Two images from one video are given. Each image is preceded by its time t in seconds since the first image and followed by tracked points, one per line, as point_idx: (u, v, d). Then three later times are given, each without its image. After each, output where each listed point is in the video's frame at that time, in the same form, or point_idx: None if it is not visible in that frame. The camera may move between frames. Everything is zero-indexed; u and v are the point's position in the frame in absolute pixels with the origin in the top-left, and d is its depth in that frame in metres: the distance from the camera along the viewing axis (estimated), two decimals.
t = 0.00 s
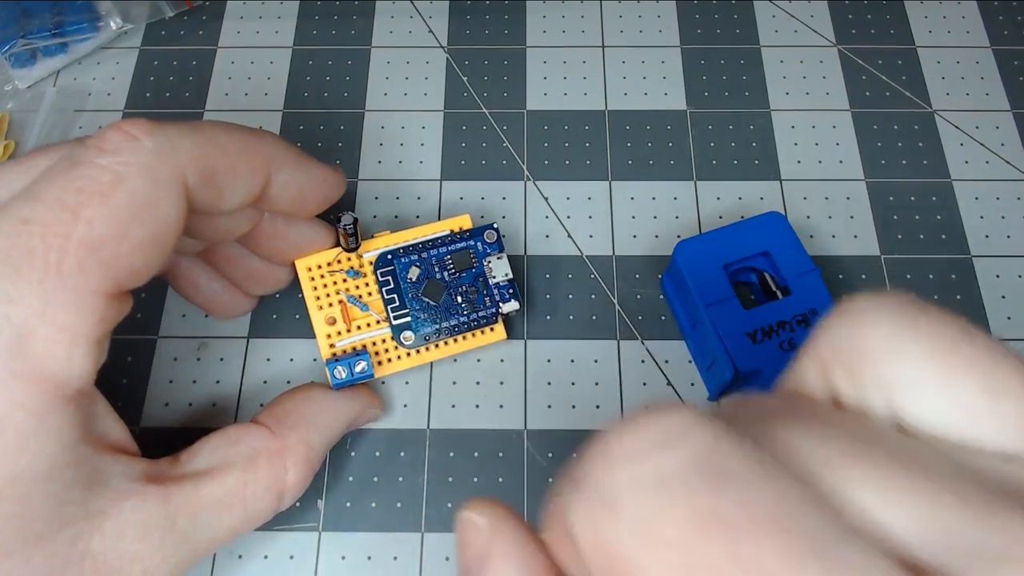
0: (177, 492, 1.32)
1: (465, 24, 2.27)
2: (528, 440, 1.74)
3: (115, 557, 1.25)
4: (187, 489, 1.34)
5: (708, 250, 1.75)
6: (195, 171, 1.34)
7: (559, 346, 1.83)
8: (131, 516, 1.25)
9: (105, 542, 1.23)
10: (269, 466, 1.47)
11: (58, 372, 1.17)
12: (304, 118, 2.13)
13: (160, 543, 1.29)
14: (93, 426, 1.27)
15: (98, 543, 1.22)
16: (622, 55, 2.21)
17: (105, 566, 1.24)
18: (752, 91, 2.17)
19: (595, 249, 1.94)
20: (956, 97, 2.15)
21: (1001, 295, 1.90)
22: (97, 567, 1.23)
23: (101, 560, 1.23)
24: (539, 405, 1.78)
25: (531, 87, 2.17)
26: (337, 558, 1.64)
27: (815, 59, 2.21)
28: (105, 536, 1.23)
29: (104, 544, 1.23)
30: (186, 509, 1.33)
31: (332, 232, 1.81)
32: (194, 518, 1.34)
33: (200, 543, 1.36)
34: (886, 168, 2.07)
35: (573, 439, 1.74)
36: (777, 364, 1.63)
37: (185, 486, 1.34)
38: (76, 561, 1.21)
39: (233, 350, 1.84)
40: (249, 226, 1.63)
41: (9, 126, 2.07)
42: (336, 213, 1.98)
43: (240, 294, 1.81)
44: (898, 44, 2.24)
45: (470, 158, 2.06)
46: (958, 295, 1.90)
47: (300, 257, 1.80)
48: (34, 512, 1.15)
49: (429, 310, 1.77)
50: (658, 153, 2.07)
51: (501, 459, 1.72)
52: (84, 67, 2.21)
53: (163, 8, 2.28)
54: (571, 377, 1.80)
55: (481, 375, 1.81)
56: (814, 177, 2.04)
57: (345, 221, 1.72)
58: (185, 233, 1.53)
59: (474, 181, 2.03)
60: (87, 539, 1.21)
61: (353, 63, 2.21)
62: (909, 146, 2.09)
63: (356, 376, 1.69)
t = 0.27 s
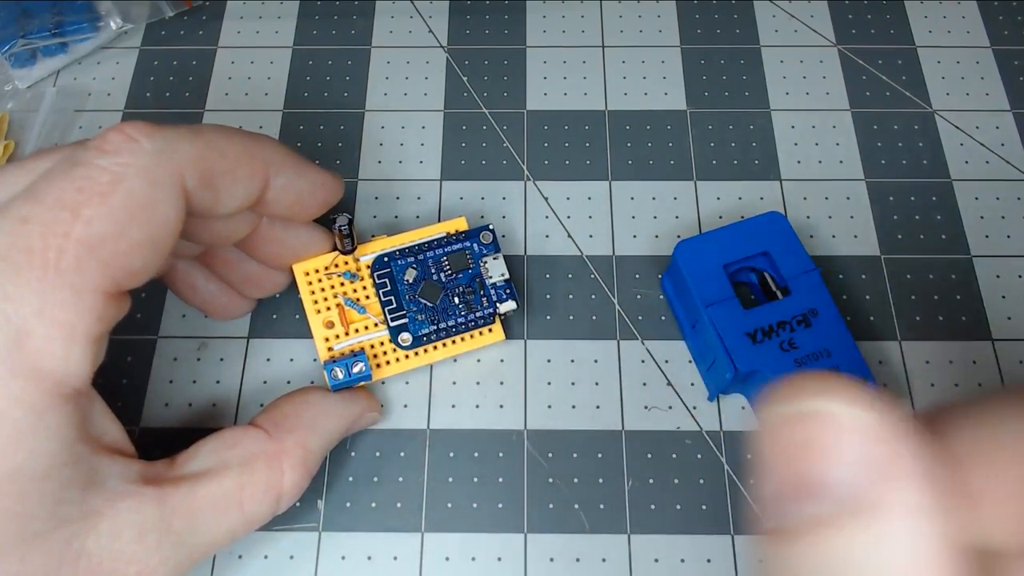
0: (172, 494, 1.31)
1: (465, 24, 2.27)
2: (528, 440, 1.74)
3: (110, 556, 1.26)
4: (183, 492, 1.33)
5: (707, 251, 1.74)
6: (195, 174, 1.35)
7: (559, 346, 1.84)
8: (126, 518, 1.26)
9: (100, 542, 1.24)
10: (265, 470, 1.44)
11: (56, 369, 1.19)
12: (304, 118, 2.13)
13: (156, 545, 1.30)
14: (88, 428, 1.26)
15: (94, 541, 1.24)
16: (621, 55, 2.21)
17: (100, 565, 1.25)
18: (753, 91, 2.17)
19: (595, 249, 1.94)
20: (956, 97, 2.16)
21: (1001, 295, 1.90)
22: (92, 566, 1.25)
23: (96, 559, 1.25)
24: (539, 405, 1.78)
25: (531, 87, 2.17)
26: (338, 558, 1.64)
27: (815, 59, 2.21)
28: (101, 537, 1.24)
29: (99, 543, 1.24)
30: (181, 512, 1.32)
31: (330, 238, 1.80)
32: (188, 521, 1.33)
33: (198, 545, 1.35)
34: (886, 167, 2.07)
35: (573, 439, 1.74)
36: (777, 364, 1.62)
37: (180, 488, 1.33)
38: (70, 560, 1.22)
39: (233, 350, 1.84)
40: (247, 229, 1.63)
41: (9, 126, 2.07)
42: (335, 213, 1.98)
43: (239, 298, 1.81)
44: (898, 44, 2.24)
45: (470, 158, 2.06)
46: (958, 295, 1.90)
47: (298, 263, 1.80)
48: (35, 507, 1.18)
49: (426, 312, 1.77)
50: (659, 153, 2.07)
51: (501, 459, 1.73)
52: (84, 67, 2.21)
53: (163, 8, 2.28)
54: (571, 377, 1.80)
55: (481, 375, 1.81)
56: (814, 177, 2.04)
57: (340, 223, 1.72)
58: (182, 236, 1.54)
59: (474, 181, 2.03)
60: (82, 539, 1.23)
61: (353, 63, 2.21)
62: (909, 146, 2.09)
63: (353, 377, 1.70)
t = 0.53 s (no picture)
0: (164, 485, 1.28)
1: (465, 24, 2.27)
2: (528, 440, 1.74)
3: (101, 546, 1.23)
4: (175, 484, 1.29)
5: (707, 251, 1.75)
6: (195, 171, 1.36)
7: (559, 346, 1.83)
8: (118, 508, 1.23)
9: (91, 531, 1.22)
10: (259, 463, 1.40)
11: (53, 354, 1.19)
12: (303, 118, 2.13)
13: (147, 536, 1.26)
14: (82, 416, 1.25)
15: (86, 531, 1.21)
16: (621, 55, 2.22)
17: (91, 555, 1.23)
18: (753, 91, 2.17)
19: (595, 249, 1.94)
20: (956, 97, 2.16)
21: (1001, 295, 1.90)
22: (83, 557, 1.22)
23: (87, 550, 1.22)
24: (539, 405, 1.78)
25: (531, 87, 2.17)
26: (337, 558, 1.64)
27: (815, 59, 2.21)
28: (91, 526, 1.22)
29: (91, 533, 1.22)
30: (172, 504, 1.28)
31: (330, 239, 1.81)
32: (180, 512, 1.29)
33: (190, 539, 1.31)
34: (886, 167, 2.07)
35: (573, 439, 1.74)
36: (777, 363, 1.62)
37: (173, 480, 1.30)
38: (60, 552, 1.20)
39: (233, 350, 1.84)
40: (248, 229, 1.64)
41: (9, 125, 2.07)
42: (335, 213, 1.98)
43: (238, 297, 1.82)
44: (898, 44, 2.24)
45: (470, 158, 2.06)
46: (958, 296, 1.90)
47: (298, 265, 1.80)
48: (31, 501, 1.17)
49: (424, 310, 1.76)
50: (659, 153, 2.07)
51: (501, 459, 1.72)
52: (84, 67, 2.21)
53: (163, 8, 2.28)
54: (571, 377, 1.80)
55: (480, 375, 1.81)
56: (814, 177, 2.04)
57: (336, 220, 1.72)
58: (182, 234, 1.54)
59: (474, 181, 2.03)
60: (74, 529, 1.21)
61: (353, 63, 2.21)
62: (909, 146, 2.09)
63: (352, 374, 1.68)
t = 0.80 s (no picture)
0: (153, 482, 1.28)
1: (465, 24, 2.27)
2: (528, 439, 1.74)
3: (87, 538, 1.22)
4: (165, 480, 1.29)
5: (707, 251, 1.74)
6: (200, 156, 1.37)
7: (559, 346, 1.83)
8: (106, 499, 1.23)
9: (77, 522, 1.22)
10: (251, 461, 1.38)
11: (60, 332, 1.20)
12: (303, 117, 2.13)
13: (134, 531, 1.25)
14: (81, 403, 1.26)
15: (73, 519, 1.21)
16: (622, 55, 2.22)
17: (77, 546, 1.22)
18: (752, 91, 2.17)
19: (596, 249, 1.94)
20: (956, 97, 2.16)
21: (1001, 295, 1.90)
22: (67, 544, 1.22)
23: (73, 539, 1.22)
24: (539, 405, 1.78)
25: (531, 87, 2.17)
26: (337, 558, 1.64)
27: (815, 59, 2.21)
28: (79, 514, 1.22)
29: (78, 523, 1.21)
30: (160, 501, 1.27)
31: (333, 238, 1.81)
32: (169, 509, 1.28)
33: (178, 538, 1.30)
34: (886, 167, 2.07)
35: (573, 439, 1.74)
36: (777, 361, 1.62)
37: (163, 478, 1.29)
38: (46, 536, 1.20)
39: (232, 350, 1.84)
40: (253, 223, 1.64)
41: (9, 125, 2.07)
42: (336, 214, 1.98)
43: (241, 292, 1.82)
44: (898, 44, 2.25)
45: (470, 158, 2.06)
46: (958, 296, 1.90)
47: (302, 262, 1.81)
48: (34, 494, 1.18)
49: (422, 318, 1.75)
50: (659, 153, 2.07)
51: (501, 459, 1.72)
52: (83, 66, 2.21)
53: (163, 8, 2.28)
54: (571, 377, 1.80)
55: (481, 376, 1.81)
56: (814, 177, 2.04)
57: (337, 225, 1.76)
58: (185, 226, 1.54)
59: (474, 181, 2.03)
60: (60, 515, 1.20)
61: (353, 63, 2.21)
62: (909, 146, 2.09)
63: (342, 372, 1.67)
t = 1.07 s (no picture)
0: (154, 484, 1.28)
1: (465, 24, 2.27)
2: (528, 440, 1.74)
3: (89, 540, 1.22)
4: (166, 483, 1.29)
5: (707, 251, 1.75)
6: (204, 159, 1.37)
7: (559, 346, 1.83)
8: (107, 502, 1.23)
9: (79, 525, 1.21)
10: (252, 463, 1.38)
11: (62, 337, 1.20)
12: (303, 117, 2.12)
13: (136, 533, 1.25)
14: (84, 406, 1.26)
15: (75, 522, 1.21)
16: (622, 55, 2.22)
17: (78, 548, 1.22)
18: (752, 91, 2.17)
19: (596, 249, 1.94)
20: (956, 97, 2.16)
21: (1001, 295, 1.90)
22: (68, 548, 1.21)
23: (75, 542, 1.21)
24: (539, 405, 1.78)
25: (531, 87, 2.17)
26: (337, 558, 1.64)
27: (815, 59, 2.21)
28: (80, 517, 1.22)
29: (79, 525, 1.21)
30: (161, 503, 1.27)
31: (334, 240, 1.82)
32: (170, 511, 1.28)
33: (179, 541, 1.30)
34: (886, 167, 2.07)
35: (573, 439, 1.74)
36: (776, 362, 1.62)
37: (163, 480, 1.29)
38: (47, 539, 1.20)
39: (232, 350, 1.84)
40: (255, 226, 1.64)
41: (9, 125, 2.07)
42: (336, 214, 1.98)
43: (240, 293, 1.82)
44: (898, 44, 2.25)
45: (470, 158, 2.06)
46: (958, 296, 1.90)
47: (303, 266, 1.81)
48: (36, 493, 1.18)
49: (422, 318, 1.75)
50: (659, 153, 2.07)
51: (501, 459, 1.72)
52: (83, 66, 2.21)
53: (163, 8, 2.28)
54: (571, 377, 1.80)
55: (481, 376, 1.81)
56: (814, 177, 2.04)
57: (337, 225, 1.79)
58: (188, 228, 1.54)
59: (474, 181, 2.03)
60: (60, 518, 1.20)
61: (353, 63, 2.21)
62: (909, 146, 2.09)
63: (341, 372, 1.67)
